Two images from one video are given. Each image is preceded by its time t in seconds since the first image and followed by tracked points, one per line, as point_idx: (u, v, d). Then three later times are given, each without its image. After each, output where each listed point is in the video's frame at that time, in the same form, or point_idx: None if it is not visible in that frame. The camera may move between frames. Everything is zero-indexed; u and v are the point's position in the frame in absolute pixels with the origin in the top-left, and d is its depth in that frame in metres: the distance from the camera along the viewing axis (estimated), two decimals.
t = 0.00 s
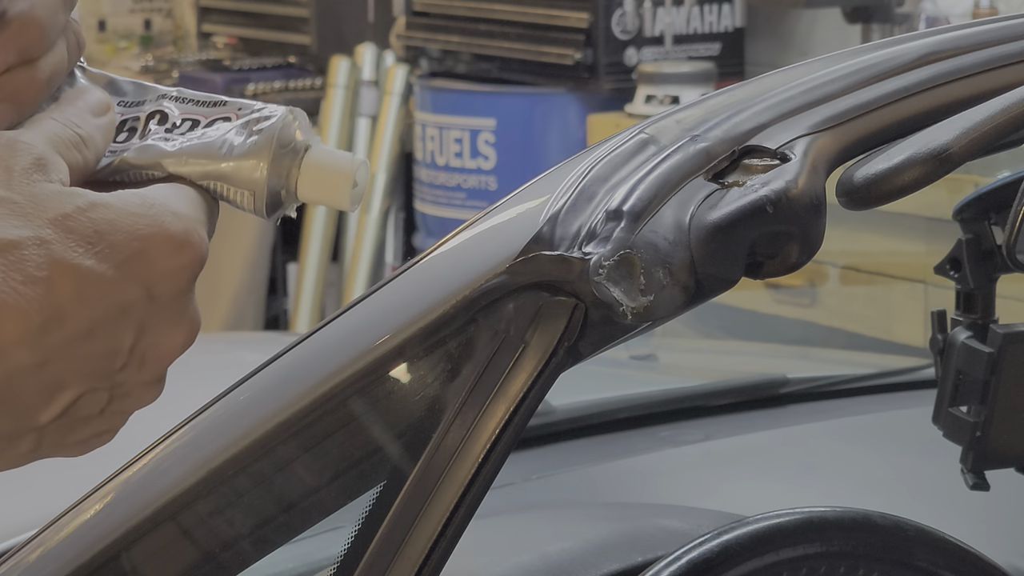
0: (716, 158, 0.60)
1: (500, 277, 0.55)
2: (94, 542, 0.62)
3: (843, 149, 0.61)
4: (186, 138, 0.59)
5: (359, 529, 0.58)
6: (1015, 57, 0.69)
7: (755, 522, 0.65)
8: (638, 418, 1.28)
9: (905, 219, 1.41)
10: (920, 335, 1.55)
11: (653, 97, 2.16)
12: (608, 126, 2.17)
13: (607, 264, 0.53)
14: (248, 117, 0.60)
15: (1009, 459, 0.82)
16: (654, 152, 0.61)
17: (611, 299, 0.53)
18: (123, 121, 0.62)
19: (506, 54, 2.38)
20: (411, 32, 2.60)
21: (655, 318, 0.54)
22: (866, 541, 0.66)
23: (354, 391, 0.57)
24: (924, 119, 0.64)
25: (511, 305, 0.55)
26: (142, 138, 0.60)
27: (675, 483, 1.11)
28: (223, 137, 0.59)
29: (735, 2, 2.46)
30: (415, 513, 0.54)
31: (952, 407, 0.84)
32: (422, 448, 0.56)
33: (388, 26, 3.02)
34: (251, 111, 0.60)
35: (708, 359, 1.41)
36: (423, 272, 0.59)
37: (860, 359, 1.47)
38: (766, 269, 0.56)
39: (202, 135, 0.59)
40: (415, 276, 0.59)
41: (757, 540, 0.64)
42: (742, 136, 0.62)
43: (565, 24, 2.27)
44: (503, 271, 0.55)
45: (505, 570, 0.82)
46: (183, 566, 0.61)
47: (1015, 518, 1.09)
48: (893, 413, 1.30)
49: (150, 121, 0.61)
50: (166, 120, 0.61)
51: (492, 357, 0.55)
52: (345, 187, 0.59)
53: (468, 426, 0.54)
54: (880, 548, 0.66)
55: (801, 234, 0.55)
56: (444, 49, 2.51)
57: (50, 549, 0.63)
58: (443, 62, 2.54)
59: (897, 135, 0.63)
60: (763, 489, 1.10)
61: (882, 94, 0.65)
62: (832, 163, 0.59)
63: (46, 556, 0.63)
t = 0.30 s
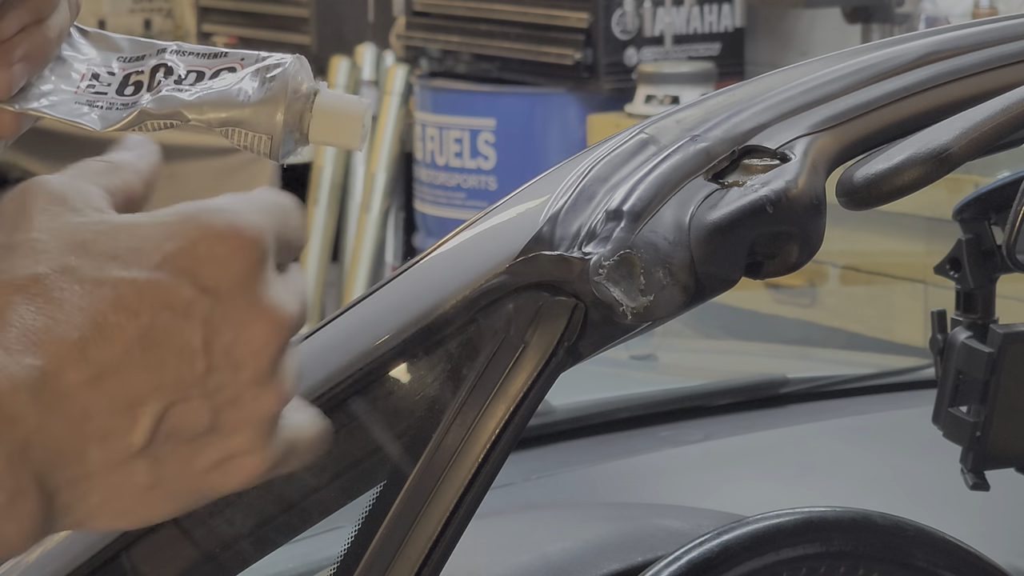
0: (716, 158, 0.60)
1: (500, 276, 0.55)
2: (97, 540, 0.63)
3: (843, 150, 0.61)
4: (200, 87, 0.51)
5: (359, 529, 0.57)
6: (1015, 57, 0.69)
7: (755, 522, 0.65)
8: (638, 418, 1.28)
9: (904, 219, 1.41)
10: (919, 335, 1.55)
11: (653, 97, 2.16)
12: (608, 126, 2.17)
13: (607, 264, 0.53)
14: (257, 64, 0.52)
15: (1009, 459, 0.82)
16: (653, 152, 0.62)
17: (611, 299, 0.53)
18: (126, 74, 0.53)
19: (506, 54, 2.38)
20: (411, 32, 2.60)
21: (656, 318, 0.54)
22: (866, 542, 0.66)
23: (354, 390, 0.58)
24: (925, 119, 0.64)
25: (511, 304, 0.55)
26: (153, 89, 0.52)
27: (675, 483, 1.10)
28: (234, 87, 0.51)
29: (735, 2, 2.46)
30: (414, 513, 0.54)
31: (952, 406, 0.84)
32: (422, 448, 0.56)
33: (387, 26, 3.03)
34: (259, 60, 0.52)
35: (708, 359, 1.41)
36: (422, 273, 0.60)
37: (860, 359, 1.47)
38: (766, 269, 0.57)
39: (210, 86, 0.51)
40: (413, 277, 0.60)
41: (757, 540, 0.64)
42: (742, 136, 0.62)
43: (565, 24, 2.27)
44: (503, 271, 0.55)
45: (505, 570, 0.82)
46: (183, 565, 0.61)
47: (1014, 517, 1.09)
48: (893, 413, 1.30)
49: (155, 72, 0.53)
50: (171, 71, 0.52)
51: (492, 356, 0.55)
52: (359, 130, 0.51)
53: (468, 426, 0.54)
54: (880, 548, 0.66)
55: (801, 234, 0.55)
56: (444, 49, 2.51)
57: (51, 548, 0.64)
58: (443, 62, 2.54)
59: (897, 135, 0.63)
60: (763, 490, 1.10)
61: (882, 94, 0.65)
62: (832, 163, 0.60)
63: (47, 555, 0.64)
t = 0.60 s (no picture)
0: (716, 158, 0.60)
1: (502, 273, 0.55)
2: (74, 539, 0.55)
3: (844, 150, 0.61)
4: (193, 91, 0.64)
5: (359, 529, 0.56)
6: (1015, 56, 0.69)
7: (755, 522, 0.65)
8: (638, 418, 1.28)
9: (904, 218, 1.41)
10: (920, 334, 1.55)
11: (653, 97, 2.16)
12: (608, 126, 2.17)
13: (607, 264, 0.54)
14: (248, 67, 0.65)
15: (1010, 459, 0.82)
16: (653, 152, 0.61)
17: (611, 299, 0.54)
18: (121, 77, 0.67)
19: (506, 54, 2.38)
20: (411, 32, 2.60)
21: (655, 318, 0.54)
22: (866, 541, 0.66)
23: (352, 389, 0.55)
24: (925, 118, 0.64)
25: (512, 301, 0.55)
26: (150, 91, 0.65)
27: (675, 483, 1.10)
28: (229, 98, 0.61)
29: (735, 2, 2.47)
30: (413, 513, 0.54)
31: (952, 406, 0.84)
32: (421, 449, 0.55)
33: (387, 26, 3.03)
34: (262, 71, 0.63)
35: (707, 359, 1.42)
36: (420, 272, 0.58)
37: (860, 359, 1.46)
38: (766, 270, 0.56)
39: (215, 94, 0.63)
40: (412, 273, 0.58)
41: (757, 540, 0.64)
42: (742, 136, 0.62)
43: (564, 24, 2.27)
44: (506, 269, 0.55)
45: (505, 571, 0.82)
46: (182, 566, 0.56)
47: (1014, 517, 1.09)
48: (893, 414, 1.30)
49: (148, 73, 0.66)
50: (163, 74, 0.66)
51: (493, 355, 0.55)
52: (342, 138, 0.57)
53: (468, 426, 0.54)
54: (880, 548, 0.66)
55: (801, 234, 0.55)
56: (444, 49, 2.52)
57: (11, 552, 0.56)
58: (443, 62, 2.55)
59: (897, 135, 0.64)
60: (763, 490, 1.10)
61: (882, 94, 0.65)
62: (832, 163, 0.59)
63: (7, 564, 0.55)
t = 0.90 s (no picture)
0: (716, 158, 0.60)
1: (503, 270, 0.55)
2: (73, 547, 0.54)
3: (844, 150, 0.61)
4: (199, 91, 0.68)
5: (359, 529, 0.56)
6: (1016, 56, 0.69)
7: (756, 522, 0.65)
8: (638, 418, 1.28)
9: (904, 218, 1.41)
10: (920, 334, 1.55)
11: (653, 97, 2.16)
12: (608, 126, 2.16)
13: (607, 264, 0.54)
14: (253, 66, 0.68)
15: (1010, 459, 0.82)
16: (654, 152, 0.61)
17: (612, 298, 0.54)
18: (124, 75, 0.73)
19: (506, 54, 2.38)
20: (411, 32, 2.60)
21: (656, 317, 0.55)
22: (866, 542, 0.66)
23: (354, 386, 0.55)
24: (925, 118, 0.64)
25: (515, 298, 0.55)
26: (157, 92, 0.69)
27: (675, 483, 1.10)
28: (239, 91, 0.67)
29: (735, 2, 2.47)
30: (413, 514, 0.54)
31: (952, 406, 0.84)
32: (421, 447, 0.55)
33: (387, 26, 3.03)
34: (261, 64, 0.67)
35: (707, 359, 1.42)
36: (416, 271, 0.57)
37: (860, 359, 1.46)
38: (767, 269, 0.56)
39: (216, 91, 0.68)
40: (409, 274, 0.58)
41: (757, 540, 0.64)
42: (742, 136, 0.62)
43: (565, 24, 2.27)
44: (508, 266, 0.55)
45: (505, 571, 0.82)
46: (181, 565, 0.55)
47: (1014, 518, 1.09)
48: (893, 414, 1.29)
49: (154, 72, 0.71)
50: (169, 73, 0.70)
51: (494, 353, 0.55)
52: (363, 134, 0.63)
53: (468, 425, 0.54)
54: (879, 549, 0.66)
55: (801, 234, 0.55)
56: (444, 49, 2.52)
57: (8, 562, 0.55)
58: (443, 62, 2.55)
59: (898, 135, 0.63)
60: (763, 490, 1.10)
61: (882, 94, 0.65)
62: (832, 163, 0.59)
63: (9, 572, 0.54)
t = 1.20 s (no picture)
0: (716, 158, 0.60)
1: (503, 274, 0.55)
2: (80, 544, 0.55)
3: (843, 150, 0.61)
4: (197, 106, 0.69)
5: (359, 528, 0.57)
6: (1015, 56, 0.69)
7: (756, 522, 0.65)
8: (638, 418, 1.28)
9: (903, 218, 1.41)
10: (919, 335, 1.55)
11: (653, 97, 2.16)
12: (608, 126, 2.16)
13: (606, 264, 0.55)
14: (251, 81, 0.68)
15: (1010, 459, 0.82)
16: (654, 152, 0.61)
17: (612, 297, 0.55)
18: (123, 87, 0.73)
19: (506, 54, 2.38)
20: (411, 32, 2.61)
21: (656, 317, 0.55)
22: (866, 541, 0.66)
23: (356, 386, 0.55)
24: (925, 119, 0.64)
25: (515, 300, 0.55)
26: (155, 105, 0.70)
27: (675, 483, 1.10)
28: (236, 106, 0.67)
29: (735, 2, 2.47)
30: (412, 514, 0.54)
31: (952, 407, 0.84)
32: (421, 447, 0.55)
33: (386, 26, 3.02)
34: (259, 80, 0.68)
35: (707, 359, 1.42)
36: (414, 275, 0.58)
37: (860, 359, 1.46)
38: (766, 269, 0.56)
39: (217, 105, 0.68)
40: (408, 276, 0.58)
41: (757, 540, 0.64)
42: (742, 136, 0.62)
43: (564, 24, 2.27)
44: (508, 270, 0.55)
45: (505, 571, 0.82)
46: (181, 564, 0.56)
47: (1014, 518, 1.09)
48: (893, 414, 1.29)
49: (153, 86, 0.71)
50: (167, 86, 0.71)
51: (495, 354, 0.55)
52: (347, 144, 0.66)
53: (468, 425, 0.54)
54: (879, 548, 0.66)
55: (801, 234, 0.55)
56: (444, 49, 2.52)
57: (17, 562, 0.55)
58: (443, 63, 2.55)
59: (897, 135, 0.63)
60: (763, 490, 1.10)
61: (882, 94, 0.65)
62: (832, 163, 0.59)
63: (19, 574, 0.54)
